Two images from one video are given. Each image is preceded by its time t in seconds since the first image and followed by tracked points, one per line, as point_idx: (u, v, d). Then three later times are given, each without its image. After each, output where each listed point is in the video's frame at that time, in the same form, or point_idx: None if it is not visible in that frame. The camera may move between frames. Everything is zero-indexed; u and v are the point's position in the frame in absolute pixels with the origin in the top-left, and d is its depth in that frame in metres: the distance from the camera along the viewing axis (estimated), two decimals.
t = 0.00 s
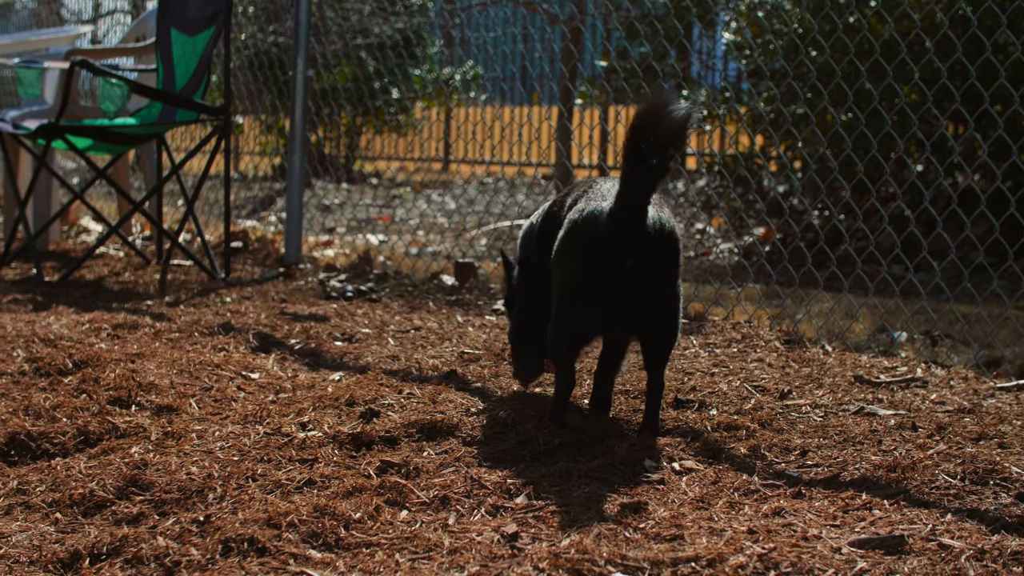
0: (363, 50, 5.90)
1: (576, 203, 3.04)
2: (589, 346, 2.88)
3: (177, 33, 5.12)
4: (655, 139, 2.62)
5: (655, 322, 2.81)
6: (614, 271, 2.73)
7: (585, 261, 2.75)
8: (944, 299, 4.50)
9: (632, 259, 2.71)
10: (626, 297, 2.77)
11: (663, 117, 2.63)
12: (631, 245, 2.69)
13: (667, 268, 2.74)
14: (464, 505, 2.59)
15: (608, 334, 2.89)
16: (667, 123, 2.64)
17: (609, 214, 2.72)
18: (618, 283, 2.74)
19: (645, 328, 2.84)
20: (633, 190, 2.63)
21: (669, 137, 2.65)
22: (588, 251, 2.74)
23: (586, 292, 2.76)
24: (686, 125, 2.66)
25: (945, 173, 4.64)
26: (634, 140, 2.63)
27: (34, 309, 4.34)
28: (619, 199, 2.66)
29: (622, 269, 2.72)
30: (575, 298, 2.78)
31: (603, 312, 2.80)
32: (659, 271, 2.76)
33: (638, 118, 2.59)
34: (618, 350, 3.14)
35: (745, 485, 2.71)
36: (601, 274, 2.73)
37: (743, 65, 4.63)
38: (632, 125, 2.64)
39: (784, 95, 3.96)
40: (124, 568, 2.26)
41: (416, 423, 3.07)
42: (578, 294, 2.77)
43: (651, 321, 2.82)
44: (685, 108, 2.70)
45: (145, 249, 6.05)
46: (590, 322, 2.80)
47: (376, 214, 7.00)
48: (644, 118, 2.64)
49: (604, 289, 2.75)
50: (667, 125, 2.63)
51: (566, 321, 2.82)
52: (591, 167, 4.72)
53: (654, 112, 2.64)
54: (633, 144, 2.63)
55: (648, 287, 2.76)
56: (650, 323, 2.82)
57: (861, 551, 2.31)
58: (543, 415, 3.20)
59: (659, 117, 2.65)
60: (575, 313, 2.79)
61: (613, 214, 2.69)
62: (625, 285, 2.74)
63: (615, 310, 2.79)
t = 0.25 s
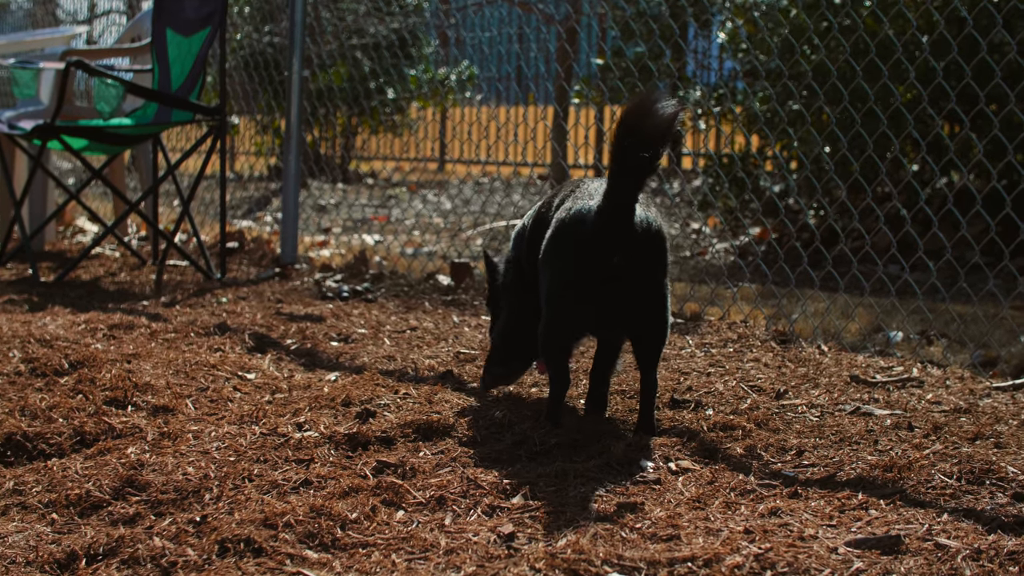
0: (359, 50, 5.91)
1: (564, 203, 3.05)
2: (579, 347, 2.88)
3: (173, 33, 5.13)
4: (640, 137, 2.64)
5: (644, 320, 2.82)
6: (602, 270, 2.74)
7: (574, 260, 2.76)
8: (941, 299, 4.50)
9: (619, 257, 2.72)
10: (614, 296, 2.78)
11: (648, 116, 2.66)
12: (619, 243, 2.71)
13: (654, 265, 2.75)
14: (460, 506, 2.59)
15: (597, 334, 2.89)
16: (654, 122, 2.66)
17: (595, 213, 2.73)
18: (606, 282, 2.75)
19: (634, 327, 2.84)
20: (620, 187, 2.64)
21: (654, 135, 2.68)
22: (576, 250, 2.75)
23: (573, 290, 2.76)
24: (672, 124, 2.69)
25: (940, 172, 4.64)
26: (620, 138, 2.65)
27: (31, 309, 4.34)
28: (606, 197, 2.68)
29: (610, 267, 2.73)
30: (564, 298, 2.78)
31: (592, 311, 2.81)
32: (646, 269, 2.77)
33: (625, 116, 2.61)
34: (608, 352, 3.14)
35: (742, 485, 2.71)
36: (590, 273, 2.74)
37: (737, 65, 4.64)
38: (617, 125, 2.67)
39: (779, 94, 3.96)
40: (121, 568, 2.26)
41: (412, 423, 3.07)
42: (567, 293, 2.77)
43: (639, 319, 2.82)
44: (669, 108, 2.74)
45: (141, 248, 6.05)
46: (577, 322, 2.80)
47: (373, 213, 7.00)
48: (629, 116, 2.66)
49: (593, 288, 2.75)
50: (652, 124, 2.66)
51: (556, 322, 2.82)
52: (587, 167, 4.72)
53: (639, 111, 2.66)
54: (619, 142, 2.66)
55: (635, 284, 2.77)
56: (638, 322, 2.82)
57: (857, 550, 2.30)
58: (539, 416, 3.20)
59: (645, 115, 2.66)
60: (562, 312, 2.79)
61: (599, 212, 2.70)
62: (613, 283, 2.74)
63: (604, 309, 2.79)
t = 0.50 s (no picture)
0: (357, 50, 5.91)
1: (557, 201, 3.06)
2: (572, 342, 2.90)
3: (170, 33, 5.14)
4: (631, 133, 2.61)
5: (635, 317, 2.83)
6: (592, 267, 2.75)
7: (564, 257, 2.78)
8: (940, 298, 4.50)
9: (609, 254, 2.73)
10: (605, 292, 2.79)
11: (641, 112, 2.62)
12: (609, 239, 2.72)
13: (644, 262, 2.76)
14: (458, 506, 2.59)
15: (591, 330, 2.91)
16: (645, 119, 2.64)
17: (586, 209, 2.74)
18: (597, 278, 2.76)
19: (626, 323, 2.85)
20: (609, 184, 2.64)
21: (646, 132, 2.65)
22: (566, 246, 2.78)
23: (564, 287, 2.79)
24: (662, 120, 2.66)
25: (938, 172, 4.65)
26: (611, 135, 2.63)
27: (29, 310, 4.34)
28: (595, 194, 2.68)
29: (600, 265, 2.74)
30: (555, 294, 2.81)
31: (582, 307, 2.83)
32: (637, 265, 2.78)
33: (616, 114, 2.58)
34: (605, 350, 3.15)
35: (739, 486, 2.71)
36: (580, 269, 2.76)
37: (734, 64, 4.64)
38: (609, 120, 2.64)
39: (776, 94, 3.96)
40: (118, 569, 2.26)
41: (410, 424, 3.07)
42: (557, 290, 2.81)
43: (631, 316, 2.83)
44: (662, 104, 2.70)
45: (139, 249, 6.05)
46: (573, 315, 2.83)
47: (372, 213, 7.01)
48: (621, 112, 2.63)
49: (583, 283, 2.77)
50: (643, 120, 2.63)
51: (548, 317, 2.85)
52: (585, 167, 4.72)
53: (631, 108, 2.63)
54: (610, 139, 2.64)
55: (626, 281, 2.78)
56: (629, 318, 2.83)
57: (855, 550, 2.30)
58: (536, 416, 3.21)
59: (636, 112, 2.64)
60: (555, 308, 2.83)
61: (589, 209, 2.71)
62: (603, 279, 2.76)
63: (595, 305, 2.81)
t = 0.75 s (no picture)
0: (355, 54, 5.91)
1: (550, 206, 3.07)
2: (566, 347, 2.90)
3: (169, 38, 5.13)
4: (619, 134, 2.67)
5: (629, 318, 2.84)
6: (586, 268, 2.77)
7: (557, 260, 2.79)
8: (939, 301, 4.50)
9: (602, 255, 2.75)
10: (599, 293, 2.80)
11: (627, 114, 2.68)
12: (601, 240, 2.74)
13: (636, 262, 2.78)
14: (458, 510, 2.59)
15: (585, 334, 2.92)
16: (632, 120, 2.70)
17: (578, 211, 2.76)
18: (591, 279, 2.78)
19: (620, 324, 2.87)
20: (601, 185, 2.67)
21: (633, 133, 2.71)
22: (558, 249, 2.79)
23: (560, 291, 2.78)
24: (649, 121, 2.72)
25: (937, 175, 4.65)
26: (600, 137, 2.68)
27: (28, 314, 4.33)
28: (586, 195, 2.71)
29: (594, 266, 2.76)
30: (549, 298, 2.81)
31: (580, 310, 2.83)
32: (629, 265, 2.81)
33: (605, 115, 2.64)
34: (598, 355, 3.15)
35: (739, 489, 2.71)
36: (573, 270, 2.77)
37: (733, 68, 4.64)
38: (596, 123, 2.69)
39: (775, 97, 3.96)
40: (118, 573, 2.25)
41: (409, 428, 3.07)
42: (554, 295, 2.80)
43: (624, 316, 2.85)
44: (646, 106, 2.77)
45: (138, 253, 6.05)
46: (568, 321, 2.82)
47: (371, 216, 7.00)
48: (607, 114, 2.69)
49: (577, 286, 2.78)
50: (630, 122, 2.69)
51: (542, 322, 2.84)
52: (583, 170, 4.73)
53: (617, 110, 2.69)
54: (598, 141, 2.68)
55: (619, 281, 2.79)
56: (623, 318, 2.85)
57: (855, 554, 2.31)
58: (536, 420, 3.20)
59: (622, 114, 2.70)
60: (552, 314, 2.82)
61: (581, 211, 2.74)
62: (596, 280, 2.77)
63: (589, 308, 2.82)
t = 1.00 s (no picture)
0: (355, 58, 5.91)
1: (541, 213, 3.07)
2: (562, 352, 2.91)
3: (170, 44, 5.13)
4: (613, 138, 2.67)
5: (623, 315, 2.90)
6: (584, 272, 2.79)
7: (554, 266, 2.79)
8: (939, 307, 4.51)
9: (599, 258, 2.78)
10: (596, 296, 2.84)
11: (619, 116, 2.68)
12: (597, 244, 2.76)
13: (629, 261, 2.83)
14: (459, 517, 2.58)
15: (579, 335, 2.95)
16: (624, 121, 2.69)
17: (573, 216, 2.77)
18: (588, 283, 2.80)
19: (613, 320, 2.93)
20: (598, 190, 2.69)
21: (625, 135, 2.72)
22: (555, 256, 2.79)
23: (560, 299, 2.79)
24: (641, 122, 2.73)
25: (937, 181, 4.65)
26: (595, 142, 2.67)
27: (28, 320, 4.32)
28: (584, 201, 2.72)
29: (591, 270, 2.79)
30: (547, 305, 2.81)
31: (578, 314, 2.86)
32: (622, 266, 2.85)
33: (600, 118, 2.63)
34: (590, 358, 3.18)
35: (739, 496, 2.71)
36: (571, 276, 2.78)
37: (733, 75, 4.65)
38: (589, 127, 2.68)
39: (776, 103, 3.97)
40: None
41: (409, 435, 3.07)
42: (553, 301, 2.80)
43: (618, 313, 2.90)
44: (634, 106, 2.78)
45: (138, 258, 6.04)
46: (569, 326, 2.83)
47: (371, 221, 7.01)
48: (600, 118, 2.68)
49: (575, 291, 2.80)
50: (622, 124, 2.69)
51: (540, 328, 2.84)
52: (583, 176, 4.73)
53: (609, 113, 2.69)
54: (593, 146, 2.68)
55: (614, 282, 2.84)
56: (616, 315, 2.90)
57: (855, 561, 2.30)
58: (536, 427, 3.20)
59: (614, 116, 2.70)
60: (551, 320, 2.82)
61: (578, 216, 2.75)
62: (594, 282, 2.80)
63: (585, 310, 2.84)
